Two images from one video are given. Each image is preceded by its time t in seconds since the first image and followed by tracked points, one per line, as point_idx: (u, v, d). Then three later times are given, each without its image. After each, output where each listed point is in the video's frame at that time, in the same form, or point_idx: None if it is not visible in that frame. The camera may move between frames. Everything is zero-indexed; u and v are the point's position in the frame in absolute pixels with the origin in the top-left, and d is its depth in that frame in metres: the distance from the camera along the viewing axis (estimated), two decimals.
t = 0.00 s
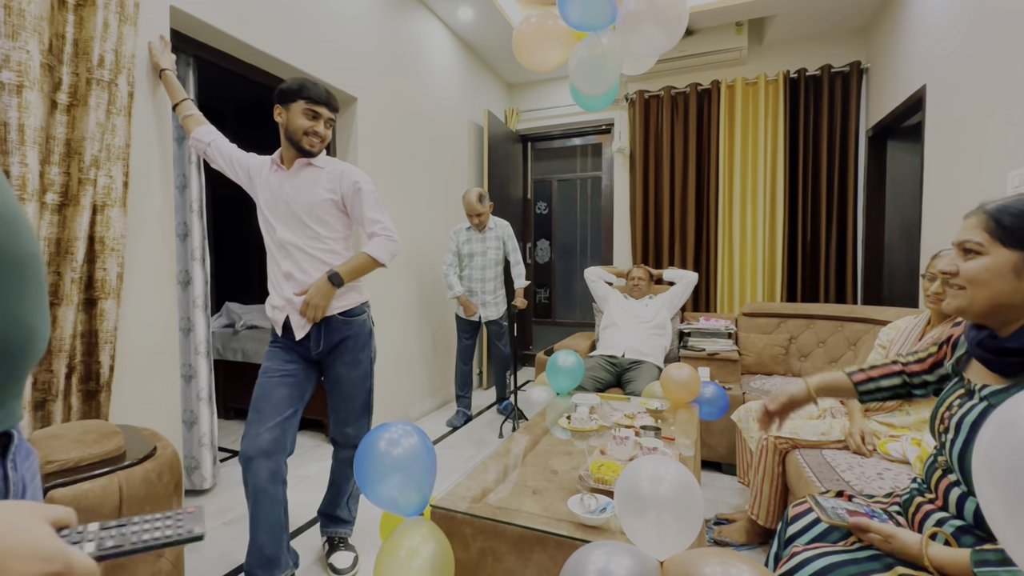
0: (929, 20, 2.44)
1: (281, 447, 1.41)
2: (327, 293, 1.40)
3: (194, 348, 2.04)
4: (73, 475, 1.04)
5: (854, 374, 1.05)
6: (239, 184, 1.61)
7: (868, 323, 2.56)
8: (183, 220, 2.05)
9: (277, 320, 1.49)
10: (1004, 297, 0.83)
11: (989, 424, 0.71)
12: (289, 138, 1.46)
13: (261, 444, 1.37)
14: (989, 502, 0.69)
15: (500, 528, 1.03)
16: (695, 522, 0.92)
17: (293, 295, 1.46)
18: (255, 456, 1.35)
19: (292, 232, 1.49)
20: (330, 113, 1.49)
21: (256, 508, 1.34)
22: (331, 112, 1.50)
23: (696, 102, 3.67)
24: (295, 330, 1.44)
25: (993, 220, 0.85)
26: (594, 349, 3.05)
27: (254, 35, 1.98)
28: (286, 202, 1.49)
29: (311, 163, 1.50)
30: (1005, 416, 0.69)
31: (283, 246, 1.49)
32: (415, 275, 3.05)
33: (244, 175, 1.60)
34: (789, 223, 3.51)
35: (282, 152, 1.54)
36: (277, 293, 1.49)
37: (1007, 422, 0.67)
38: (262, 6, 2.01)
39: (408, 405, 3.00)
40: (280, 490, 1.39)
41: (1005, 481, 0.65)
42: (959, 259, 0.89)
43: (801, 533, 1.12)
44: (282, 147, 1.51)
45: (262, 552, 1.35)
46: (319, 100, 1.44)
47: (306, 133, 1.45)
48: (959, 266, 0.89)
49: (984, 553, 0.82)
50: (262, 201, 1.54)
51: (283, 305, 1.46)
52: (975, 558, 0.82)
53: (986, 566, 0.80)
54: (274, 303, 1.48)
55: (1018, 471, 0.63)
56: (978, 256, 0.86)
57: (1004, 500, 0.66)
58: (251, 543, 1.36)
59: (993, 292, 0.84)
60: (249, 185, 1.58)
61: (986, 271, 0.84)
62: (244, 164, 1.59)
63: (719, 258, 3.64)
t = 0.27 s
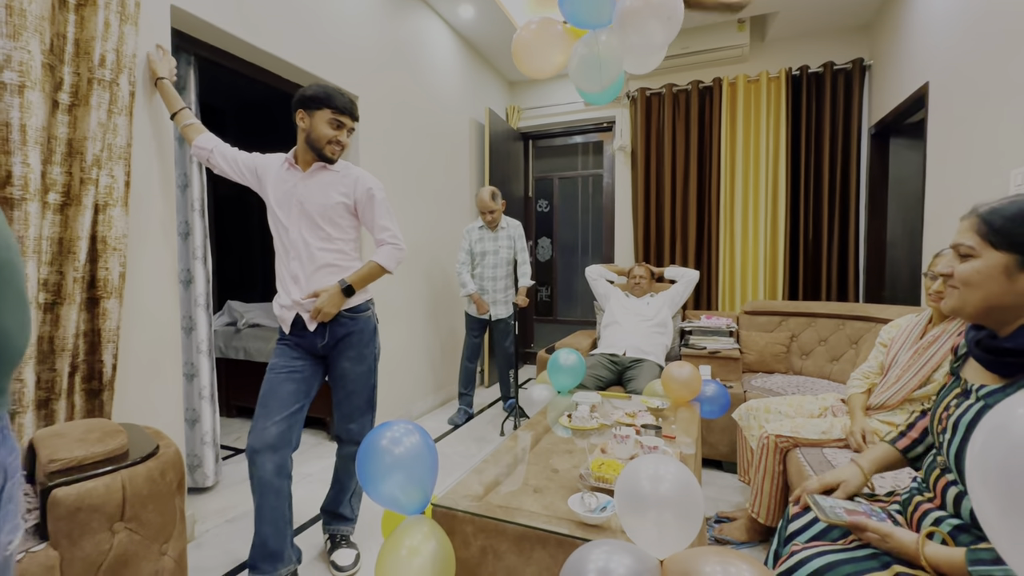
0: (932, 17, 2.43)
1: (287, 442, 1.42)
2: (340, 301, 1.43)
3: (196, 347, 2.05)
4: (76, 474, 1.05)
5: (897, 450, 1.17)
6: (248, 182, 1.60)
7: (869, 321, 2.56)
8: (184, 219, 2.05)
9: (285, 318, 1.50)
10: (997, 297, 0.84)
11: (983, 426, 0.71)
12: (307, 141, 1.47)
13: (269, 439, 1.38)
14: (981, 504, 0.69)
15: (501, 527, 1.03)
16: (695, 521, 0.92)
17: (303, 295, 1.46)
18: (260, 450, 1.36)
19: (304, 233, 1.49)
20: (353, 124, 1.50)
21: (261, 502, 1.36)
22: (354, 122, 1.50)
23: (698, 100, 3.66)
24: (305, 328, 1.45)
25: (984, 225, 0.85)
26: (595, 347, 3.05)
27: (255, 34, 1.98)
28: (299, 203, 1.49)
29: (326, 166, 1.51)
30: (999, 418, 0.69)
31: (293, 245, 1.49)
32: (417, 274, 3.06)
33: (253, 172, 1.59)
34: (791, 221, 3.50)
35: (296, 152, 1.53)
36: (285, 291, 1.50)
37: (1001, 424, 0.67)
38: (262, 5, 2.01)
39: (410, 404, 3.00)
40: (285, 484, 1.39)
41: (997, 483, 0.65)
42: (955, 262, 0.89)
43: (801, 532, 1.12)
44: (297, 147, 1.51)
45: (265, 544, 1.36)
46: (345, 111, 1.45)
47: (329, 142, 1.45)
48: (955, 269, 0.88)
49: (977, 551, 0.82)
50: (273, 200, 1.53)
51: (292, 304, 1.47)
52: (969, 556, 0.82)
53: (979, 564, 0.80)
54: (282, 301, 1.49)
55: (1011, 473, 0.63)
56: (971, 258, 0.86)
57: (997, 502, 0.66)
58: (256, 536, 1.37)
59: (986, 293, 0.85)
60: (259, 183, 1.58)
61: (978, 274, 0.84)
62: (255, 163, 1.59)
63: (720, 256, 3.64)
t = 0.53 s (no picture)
0: (933, 16, 2.43)
1: (281, 438, 1.43)
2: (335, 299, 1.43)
3: (196, 347, 2.05)
4: (75, 473, 1.04)
5: (908, 468, 1.17)
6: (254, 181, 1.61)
7: (870, 320, 2.56)
8: (184, 218, 2.05)
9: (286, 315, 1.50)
10: (998, 292, 0.85)
11: (984, 425, 0.71)
12: (317, 143, 1.47)
13: (261, 433, 1.39)
14: (982, 502, 0.69)
15: (501, 526, 1.03)
16: (695, 521, 0.92)
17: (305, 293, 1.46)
18: (253, 445, 1.38)
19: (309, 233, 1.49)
20: (365, 129, 1.51)
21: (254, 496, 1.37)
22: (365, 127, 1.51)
23: (698, 99, 3.66)
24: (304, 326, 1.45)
25: (987, 220, 0.86)
26: (595, 347, 3.05)
27: (255, 33, 1.98)
28: (306, 203, 1.49)
29: (335, 169, 1.51)
30: (1000, 417, 0.69)
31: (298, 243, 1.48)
32: (419, 272, 3.07)
33: (261, 171, 1.60)
34: (791, 220, 3.50)
35: (306, 152, 1.53)
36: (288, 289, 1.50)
37: (1002, 424, 0.67)
38: (262, 4, 2.01)
39: (410, 403, 3.00)
40: (279, 478, 1.40)
41: (999, 483, 0.65)
42: (959, 257, 0.90)
43: (801, 532, 1.12)
44: (307, 147, 1.51)
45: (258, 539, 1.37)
46: (357, 117, 1.46)
47: (342, 148, 1.46)
48: (958, 263, 0.89)
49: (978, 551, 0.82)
50: (279, 199, 1.53)
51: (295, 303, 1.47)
52: (969, 553, 0.82)
53: (981, 561, 0.81)
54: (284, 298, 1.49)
55: (1012, 472, 0.63)
56: (975, 253, 0.87)
57: (998, 502, 0.65)
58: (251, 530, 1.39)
59: (986, 288, 0.86)
60: (266, 182, 1.58)
61: (980, 269, 0.86)
62: (263, 162, 1.59)
63: (720, 255, 3.64)
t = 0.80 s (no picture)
0: (936, 13, 2.42)
1: (279, 434, 1.44)
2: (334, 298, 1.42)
3: (198, 345, 2.05)
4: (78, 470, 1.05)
5: (912, 468, 1.16)
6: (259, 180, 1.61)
7: (872, 319, 2.55)
8: (186, 217, 2.05)
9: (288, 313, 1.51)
10: (1011, 284, 0.86)
11: (987, 422, 0.71)
12: (324, 143, 1.47)
13: (258, 428, 1.41)
14: (988, 500, 0.68)
15: (503, 523, 1.03)
16: (698, 518, 0.92)
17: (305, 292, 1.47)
18: (250, 439, 1.39)
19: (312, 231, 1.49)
20: (371, 128, 1.50)
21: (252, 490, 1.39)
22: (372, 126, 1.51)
23: (700, 97, 3.65)
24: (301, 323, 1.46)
25: (1004, 214, 0.88)
26: (596, 346, 3.05)
27: (256, 32, 1.98)
28: (310, 203, 1.50)
29: (340, 169, 1.51)
30: (1003, 414, 0.68)
31: (300, 241, 1.49)
32: (421, 269, 3.08)
33: (268, 170, 1.60)
34: (793, 219, 3.49)
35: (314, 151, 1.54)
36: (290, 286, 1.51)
37: (1006, 421, 0.67)
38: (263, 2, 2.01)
39: (412, 401, 3.01)
40: (276, 473, 1.41)
41: (1003, 479, 0.65)
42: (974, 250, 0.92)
43: (803, 529, 1.11)
44: (314, 147, 1.51)
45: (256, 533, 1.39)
46: (363, 115, 1.45)
47: (349, 147, 1.47)
48: (973, 257, 0.91)
49: (984, 540, 0.83)
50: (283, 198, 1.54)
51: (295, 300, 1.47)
52: (975, 544, 0.83)
53: (986, 550, 0.82)
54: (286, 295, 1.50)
55: (1016, 469, 0.63)
56: (990, 245, 0.89)
57: (1002, 499, 0.65)
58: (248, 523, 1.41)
59: (1000, 280, 0.87)
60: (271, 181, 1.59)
61: (994, 261, 0.87)
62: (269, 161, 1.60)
63: (722, 253, 3.64)
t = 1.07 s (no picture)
0: (936, 13, 2.42)
1: (289, 431, 1.44)
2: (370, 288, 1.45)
3: (197, 344, 2.05)
4: (77, 469, 1.05)
5: (913, 467, 1.15)
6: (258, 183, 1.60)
7: (872, 318, 2.55)
8: (185, 216, 2.05)
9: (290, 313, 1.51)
10: (1017, 279, 0.86)
11: (980, 422, 0.71)
12: (319, 143, 1.46)
13: (267, 428, 1.40)
14: (980, 501, 0.68)
15: (503, 523, 1.03)
16: (698, 517, 0.92)
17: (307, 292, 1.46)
18: (258, 439, 1.39)
19: (313, 232, 1.49)
20: (361, 120, 1.50)
21: (261, 489, 1.38)
22: (362, 117, 1.50)
23: (701, 97, 3.65)
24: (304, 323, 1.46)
25: (1014, 210, 0.88)
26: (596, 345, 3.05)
27: (256, 31, 1.98)
28: (310, 203, 1.49)
29: (339, 167, 1.51)
30: (996, 413, 0.69)
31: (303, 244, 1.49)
32: (421, 267, 3.08)
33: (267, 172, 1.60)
34: (794, 218, 3.49)
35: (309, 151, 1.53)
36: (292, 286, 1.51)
37: (998, 421, 0.67)
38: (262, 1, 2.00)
39: (412, 401, 3.01)
40: (285, 471, 1.41)
41: (997, 479, 0.65)
42: (984, 246, 0.92)
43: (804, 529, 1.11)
44: (308, 147, 1.50)
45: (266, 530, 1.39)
46: (352, 107, 1.45)
47: (341, 141, 1.45)
48: (981, 252, 0.91)
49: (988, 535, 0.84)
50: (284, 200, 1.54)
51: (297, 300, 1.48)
52: (978, 538, 0.84)
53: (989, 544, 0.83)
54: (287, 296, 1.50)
55: (1009, 468, 0.63)
56: (999, 241, 0.89)
57: (995, 498, 0.65)
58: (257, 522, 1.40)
59: (1006, 274, 0.87)
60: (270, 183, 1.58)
61: (1003, 255, 0.87)
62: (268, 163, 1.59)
63: (722, 253, 3.64)
